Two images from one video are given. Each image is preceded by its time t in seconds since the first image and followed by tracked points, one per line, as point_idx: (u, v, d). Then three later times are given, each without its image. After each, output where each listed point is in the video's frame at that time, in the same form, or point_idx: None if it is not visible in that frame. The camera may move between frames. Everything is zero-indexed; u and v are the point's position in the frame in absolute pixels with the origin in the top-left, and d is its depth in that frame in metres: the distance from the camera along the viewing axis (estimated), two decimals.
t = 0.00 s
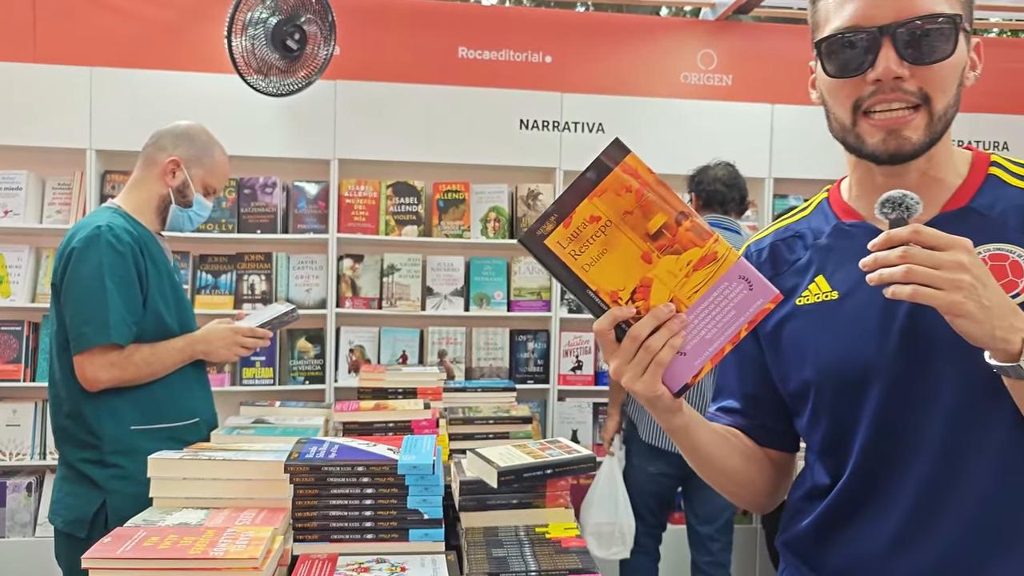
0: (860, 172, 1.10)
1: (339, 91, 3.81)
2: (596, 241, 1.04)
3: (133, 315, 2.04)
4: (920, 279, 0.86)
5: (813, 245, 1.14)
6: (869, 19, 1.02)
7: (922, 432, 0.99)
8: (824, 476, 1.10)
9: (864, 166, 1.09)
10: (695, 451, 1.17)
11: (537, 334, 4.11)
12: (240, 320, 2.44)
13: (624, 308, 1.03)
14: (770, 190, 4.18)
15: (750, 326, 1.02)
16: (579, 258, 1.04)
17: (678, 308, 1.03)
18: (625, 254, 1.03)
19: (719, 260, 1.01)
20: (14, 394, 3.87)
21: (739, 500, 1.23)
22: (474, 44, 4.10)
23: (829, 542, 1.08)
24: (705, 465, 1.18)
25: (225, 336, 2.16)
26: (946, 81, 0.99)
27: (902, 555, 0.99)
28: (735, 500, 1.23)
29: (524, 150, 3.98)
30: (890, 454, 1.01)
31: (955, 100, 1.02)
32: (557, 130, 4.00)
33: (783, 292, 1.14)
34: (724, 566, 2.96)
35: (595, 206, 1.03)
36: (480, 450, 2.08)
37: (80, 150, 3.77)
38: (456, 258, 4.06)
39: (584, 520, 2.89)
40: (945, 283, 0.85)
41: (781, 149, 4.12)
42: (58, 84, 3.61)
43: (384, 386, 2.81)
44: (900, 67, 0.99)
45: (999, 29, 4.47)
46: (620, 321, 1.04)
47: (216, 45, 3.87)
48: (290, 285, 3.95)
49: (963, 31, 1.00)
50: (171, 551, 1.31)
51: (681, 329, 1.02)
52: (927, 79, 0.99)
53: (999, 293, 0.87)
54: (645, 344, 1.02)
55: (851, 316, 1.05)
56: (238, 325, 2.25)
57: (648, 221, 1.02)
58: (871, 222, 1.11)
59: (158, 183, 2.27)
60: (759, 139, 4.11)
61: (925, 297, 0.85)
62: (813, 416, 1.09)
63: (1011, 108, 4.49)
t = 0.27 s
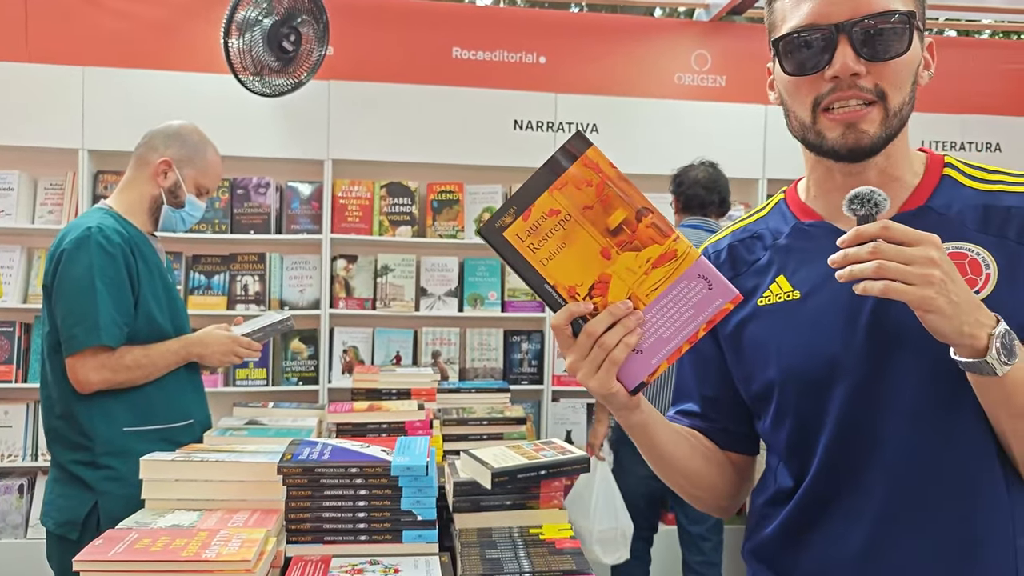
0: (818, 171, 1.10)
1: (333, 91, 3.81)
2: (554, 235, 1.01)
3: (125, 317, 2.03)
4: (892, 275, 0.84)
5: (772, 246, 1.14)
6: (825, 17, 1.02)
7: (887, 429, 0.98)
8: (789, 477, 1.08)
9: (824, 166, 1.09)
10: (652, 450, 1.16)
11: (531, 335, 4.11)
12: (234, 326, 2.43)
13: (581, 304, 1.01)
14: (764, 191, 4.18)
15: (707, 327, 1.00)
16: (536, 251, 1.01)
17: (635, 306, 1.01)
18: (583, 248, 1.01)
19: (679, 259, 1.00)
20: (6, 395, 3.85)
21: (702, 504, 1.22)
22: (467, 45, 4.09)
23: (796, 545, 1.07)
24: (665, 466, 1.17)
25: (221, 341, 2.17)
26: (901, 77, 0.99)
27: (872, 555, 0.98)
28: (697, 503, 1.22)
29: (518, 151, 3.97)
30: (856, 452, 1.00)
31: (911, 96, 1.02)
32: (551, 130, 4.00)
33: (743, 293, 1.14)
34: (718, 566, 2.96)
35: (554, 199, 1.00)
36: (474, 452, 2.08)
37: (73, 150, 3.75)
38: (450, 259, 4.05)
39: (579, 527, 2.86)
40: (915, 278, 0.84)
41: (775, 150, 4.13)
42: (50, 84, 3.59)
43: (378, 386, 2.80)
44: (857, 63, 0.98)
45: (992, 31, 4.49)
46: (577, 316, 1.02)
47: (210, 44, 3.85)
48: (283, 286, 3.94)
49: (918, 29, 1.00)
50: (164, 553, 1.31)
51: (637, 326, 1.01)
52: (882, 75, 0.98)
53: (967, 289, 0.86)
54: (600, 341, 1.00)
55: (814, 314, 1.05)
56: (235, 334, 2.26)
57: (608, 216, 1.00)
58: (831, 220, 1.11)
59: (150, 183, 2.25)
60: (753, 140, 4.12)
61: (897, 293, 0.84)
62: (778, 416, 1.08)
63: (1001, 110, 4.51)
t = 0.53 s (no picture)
0: (794, 180, 1.09)
1: (325, 99, 3.81)
2: (527, 230, 1.01)
3: (115, 324, 2.02)
4: (865, 278, 0.84)
5: (747, 254, 1.13)
6: (804, 26, 1.01)
7: (859, 438, 0.98)
8: (760, 487, 1.08)
9: (800, 175, 1.08)
10: (622, 455, 1.14)
11: (522, 345, 4.10)
12: (223, 333, 2.42)
13: (551, 299, 1.00)
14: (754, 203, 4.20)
15: (677, 326, 1.00)
16: (508, 245, 1.01)
17: (605, 302, 1.00)
18: (556, 243, 1.01)
19: (650, 257, 1.00)
20: None
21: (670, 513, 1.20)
22: (459, 54, 4.10)
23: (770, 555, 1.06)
24: (634, 471, 1.15)
25: (211, 352, 2.16)
26: (877, 87, 0.98)
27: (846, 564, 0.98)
28: (666, 512, 1.20)
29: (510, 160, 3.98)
30: (828, 461, 1.00)
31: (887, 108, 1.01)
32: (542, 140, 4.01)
33: (717, 300, 1.13)
34: None
35: (529, 193, 1.00)
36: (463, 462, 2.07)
37: (63, 156, 3.74)
38: (441, 268, 4.05)
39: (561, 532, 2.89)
40: (890, 282, 0.83)
41: (765, 162, 4.15)
42: (41, 90, 3.58)
43: (367, 396, 2.79)
44: (834, 71, 0.97)
45: (980, 46, 4.53)
46: (546, 311, 1.01)
47: (202, 52, 3.85)
48: (273, 294, 3.92)
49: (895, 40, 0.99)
50: (149, 563, 1.29)
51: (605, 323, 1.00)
52: (860, 84, 0.98)
53: (939, 295, 0.86)
54: (566, 336, 0.99)
55: (787, 323, 1.04)
56: (225, 343, 2.26)
57: (580, 212, 1.00)
58: (805, 229, 1.10)
59: (141, 192, 2.25)
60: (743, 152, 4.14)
61: (871, 296, 0.83)
62: (750, 426, 1.07)
63: (989, 124, 4.55)
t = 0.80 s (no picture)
0: (759, 207, 1.11)
1: (314, 116, 3.81)
2: (497, 250, 1.00)
3: (99, 341, 2.00)
4: (827, 306, 0.86)
5: (716, 276, 1.14)
6: (761, 52, 1.02)
7: (826, 463, 0.99)
8: (729, 512, 1.08)
9: (764, 200, 1.09)
10: (602, 474, 1.12)
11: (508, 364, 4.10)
12: (208, 348, 2.40)
13: (526, 317, 1.00)
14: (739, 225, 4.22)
15: (653, 336, 1.00)
16: (479, 266, 1.00)
17: (580, 317, 1.00)
18: (527, 261, 1.00)
19: (622, 269, 1.00)
20: None
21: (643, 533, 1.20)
22: (449, 74, 4.11)
23: None
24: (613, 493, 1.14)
25: (194, 368, 2.14)
26: (835, 111, 1.00)
27: None
28: (641, 532, 1.19)
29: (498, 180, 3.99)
30: (796, 486, 1.01)
31: (847, 132, 1.02)
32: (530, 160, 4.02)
33: (685, 323, 1.13)
34: None
35: (497, 212, 1.00)
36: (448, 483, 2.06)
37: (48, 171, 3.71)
38: (428, 287, 4.04)
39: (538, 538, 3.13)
40: (851, 310, 0.85)
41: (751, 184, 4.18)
42: (27, 104, 3.56)
43: (352, 415, 2.76)
44: (792, 98, 0.99)
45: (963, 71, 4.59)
46: (523, 329, 1.00)
47: (191, 68, 3.84)
48: (258, 311, 3.90)
49: (850, 65, 1.01)
50: None
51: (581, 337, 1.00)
52: (818, 110, 0.99)
53: (900, 323, 0.87)
54: (543, 354, 0.99)
55: (754, 347, 1.05)
56: (208, 357, 2.25)
57: (550, 228, 1.00)
58: (773, 253, 1.11)
59: (128, 208, 2.23)
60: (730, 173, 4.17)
61: (832, 323, 0.85)
62: (719, 451, 1.07)
63: (971, 149, 4.61)
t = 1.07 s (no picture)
0: (724, 243, 1.12)
1: (305, 138, 3.82)
2: (481, 286, 0.99)
3: (85, 366, 1.98)
4: (802, 336, 0.85)
5: (688, 310, 1.15)
6: (704, 92, 1.03)
7: (811, 497, 0.98)
8: (715, 547, 1.07)
9: (727, 237, 1.11)
10: (596, 500, 1.12)
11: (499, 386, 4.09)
12: (196, 373, 2.38)
13: (518, 349, 0.99)
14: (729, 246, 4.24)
15: (647, 354, 0.98)
16: (465, 305, 0.99)
17: (573, 343, 0.99)
18: (513, 294, 0.99)
19: (607, 290, 0.98)
20: None
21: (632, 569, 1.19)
22: (440, 96, 4.12)
23: None
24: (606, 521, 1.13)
25: (181, 392, 2.12)
26: (783, 141, 1.01)
27: None
28: (631, 569, 1.18)
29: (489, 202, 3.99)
30: (782, 522, 1.00)
31: (797, 160, 1.04)
32: (521, 182, 4.04)
33: (661, 361, 1.13)
34: None
35: (477, 248, 0.99)
36: (438, 508, 2.04)
37: (37, 192, 3.70)
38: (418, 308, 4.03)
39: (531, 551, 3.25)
40: (828, 339, 0.85)
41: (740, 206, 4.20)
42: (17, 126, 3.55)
43: (341, 440, 2.73)
44: (740, 133, 1.00)
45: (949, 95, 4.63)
46: (516, 363, 0.99)
47: (183, 90, 3.83)
48: (247, 333, 3.88)
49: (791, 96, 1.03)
50: None
51: (576, 364, 0.99)
52: (767, 142, 1.00)
53: (875, 350, 0.87)
54: (540, 384, 0.98)
55: (734, 379, 1.05)
56: (196, 382, 2.22)
57: (532, 257, 0.99)
58: (743, 286, 1.13)
59: (117, 231, 2.23)
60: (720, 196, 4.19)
61: (809, 353, 0.84)
62: (702, 484, 1.07)
63: (958, 171, 4.64)
